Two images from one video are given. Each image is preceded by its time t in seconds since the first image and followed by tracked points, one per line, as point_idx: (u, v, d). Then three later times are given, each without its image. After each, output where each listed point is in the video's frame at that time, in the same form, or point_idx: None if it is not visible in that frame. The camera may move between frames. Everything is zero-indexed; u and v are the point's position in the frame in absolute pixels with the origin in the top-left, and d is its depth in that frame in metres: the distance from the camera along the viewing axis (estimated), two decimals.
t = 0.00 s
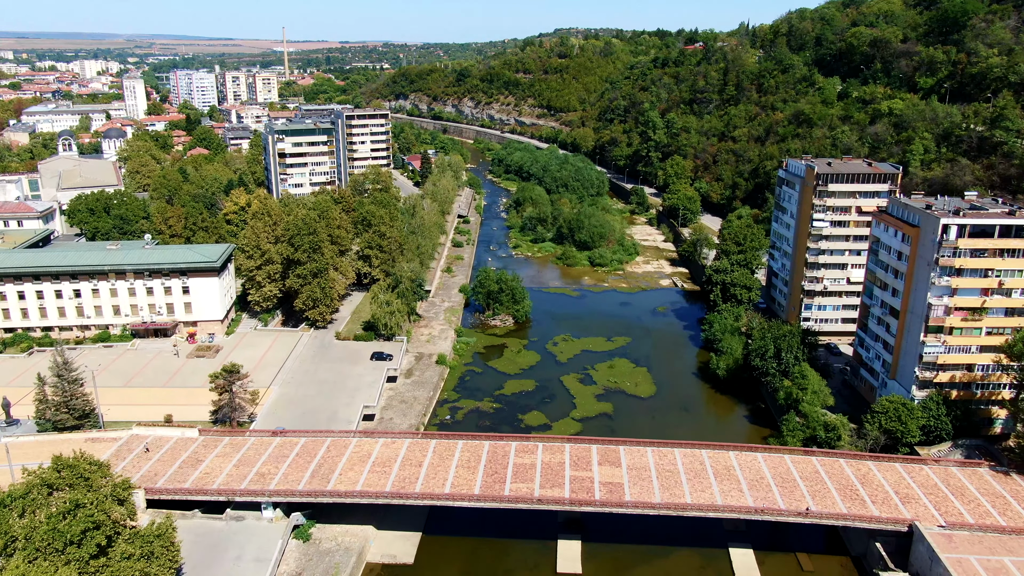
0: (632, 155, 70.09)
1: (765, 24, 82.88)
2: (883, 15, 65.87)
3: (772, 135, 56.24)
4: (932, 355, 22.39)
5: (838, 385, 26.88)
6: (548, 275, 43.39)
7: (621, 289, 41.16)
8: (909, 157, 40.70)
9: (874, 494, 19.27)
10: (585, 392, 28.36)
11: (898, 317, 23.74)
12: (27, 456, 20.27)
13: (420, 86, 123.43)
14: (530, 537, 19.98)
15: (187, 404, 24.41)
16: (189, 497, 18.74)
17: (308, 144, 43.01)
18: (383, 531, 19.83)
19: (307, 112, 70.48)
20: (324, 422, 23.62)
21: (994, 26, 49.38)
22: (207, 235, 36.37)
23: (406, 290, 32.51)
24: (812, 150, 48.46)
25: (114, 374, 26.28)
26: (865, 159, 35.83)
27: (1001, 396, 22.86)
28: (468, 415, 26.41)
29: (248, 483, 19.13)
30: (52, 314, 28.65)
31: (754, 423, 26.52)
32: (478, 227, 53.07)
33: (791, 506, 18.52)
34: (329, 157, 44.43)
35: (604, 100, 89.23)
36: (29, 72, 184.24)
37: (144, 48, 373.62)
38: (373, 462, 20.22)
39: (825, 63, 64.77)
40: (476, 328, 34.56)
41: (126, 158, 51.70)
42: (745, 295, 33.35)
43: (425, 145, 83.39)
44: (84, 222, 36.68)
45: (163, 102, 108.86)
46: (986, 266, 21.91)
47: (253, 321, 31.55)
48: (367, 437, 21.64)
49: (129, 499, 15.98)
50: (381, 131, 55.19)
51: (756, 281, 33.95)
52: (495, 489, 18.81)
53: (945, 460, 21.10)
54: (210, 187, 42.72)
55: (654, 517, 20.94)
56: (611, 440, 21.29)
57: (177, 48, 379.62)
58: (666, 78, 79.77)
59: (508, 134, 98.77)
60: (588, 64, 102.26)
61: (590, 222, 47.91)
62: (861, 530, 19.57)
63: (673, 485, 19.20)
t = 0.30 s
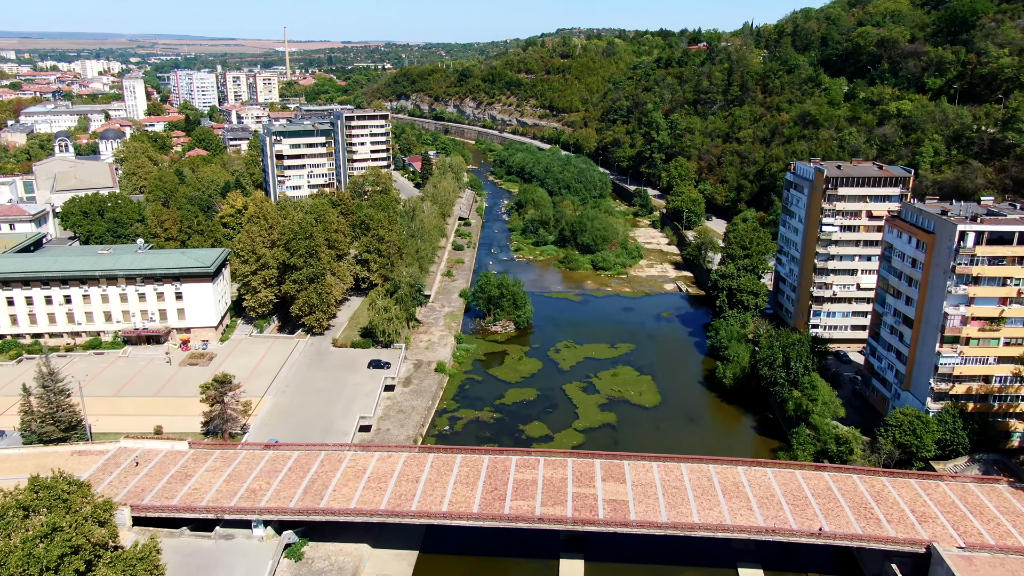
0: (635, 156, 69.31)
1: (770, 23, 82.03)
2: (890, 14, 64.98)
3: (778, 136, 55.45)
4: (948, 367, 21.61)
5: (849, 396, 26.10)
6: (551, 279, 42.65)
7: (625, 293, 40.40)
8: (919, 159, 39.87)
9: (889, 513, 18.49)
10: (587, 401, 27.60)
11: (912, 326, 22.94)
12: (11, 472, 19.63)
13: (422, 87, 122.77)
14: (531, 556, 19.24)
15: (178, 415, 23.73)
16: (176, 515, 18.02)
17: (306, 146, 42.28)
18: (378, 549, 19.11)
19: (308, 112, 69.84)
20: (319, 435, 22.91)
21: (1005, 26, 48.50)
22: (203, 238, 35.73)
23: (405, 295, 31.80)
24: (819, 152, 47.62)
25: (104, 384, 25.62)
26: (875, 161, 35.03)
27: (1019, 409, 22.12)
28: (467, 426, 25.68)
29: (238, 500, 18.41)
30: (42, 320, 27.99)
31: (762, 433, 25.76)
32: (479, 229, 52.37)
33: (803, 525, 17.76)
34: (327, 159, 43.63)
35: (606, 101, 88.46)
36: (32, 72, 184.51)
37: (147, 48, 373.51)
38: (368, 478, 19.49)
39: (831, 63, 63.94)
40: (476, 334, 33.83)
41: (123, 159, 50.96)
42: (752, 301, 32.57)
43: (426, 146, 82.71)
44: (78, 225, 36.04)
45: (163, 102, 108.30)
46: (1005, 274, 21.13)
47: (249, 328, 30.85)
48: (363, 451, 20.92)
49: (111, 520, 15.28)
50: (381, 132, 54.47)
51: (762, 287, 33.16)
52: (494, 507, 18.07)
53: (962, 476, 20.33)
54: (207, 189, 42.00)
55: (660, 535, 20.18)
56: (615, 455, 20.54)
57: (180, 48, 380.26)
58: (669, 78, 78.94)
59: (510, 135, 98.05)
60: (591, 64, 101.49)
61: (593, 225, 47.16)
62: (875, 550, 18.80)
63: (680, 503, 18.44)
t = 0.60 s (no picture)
0: (639, 158, 68.56)
1: (774, 23, 81.20)
2: (897, 14, 64.10)
3: (783, 137, 54.68)
4: (965, 379, 20.82)
5: (860, 406, 25.31)
6: (553, 283, 41.89)
7: (628, 298, 39.65)
8: (929, 161, 39.07)
9: (906, 533, 17.71)
10: (590, 411, 26.83)
11: (927, 336, 22.14)
12: None
13: (423, 87, 122.11)
14: None
15: (168, 426, 23.03)
16: (163, 534, 17.30)
17: (303, 147, 41.49)
18: (373, 569, 18.39)
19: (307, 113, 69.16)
20: (313, 447, 22.17)
21: (1015, 26, 47.67)
22: (198, 242, 35.06)
23: (404, 301, 31.09)
24: (826, 154, 46.81)
25: (94, 393, 24.93)
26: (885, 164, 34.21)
27: None
28: (467, 437, 24.95)
29: (227, 519, 17.68)
30: (31, 327, 27.33)
31: (770, 445, 24.99)
32: (481, 232, 51.65)
33: (817, 547, 16.99)
34: (325, 161, 42.77)
35: (609, 101, 87.67)
36: (34, 71, 184.73)
37: (148, 48, 373.34)
38: (363, 494, 18.76)
39: (837, 63, 63.10)
40: (476, 340, 33.11)
41: (119, 161, 50.22)
42: (759, 308, 31.76)
43: (427, 147, 82.03)
44: (70, 228, 35.36)
45: (163, 102, 107.75)
46: None
47: (244, 334, 30.16)
48: (358, 465, 20.19)
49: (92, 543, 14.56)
50: (381, 133, 53.76)
51: (770, 292, 32.37)
52: (494, 527, 17.34)
53: (980, 493, 19.55)
54: (203, 191, 41.29)
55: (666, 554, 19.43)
56: (619, 470, 19.79)
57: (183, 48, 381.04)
58: (673, 78, 78.14)
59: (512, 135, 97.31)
60: (594, 64, 100.70)
61: (596, 227, 46.40)
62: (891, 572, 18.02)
63: (687, 523, 17.69)
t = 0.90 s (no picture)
0: (642, 159, 67.84)
1: (779, 23, 80.37)
2: (905, 13, 63.23)
3: (789, 138, 53.89)
4: (984, 392, 20.03)
5: (872, 417, 24.51)
6: (555, 287, 41.12)
7: (632, 303, 38.88)
8: (940, 163, 38.25)
9: (925, 555, 16.91)
10: (594, 422, 26.06)
11: (943, 347, 21.36)
12: None
13: (425, 87, 121.43)
14: None
15: (158, 438, 22.33)
16: (148, 555, 16.57)
17: (301, 149, 40.71)
18: None
19: (307, 114, 68.52)
20: (306, 462, 21.42)
21: None
22: (194, 246, 34.33)
23: (402, 307, 30.37)
24: (833, 156, 46.01)
25: (82, 403, 24.21)
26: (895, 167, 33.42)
27: None
28: (466, 448, 24.20)
29: (215, 539, 16.96)
30: (20, 334, 26.66)
31: (779, 458, 24.20)
32: (482, 234, 50.94)
33: (831, 571, 16.20)
34: (324, 162, 41.81)
35: (612, 101, 86.91)
36: (34, 72, 184.36)
37: (151, 48, 373.19)
38: (357, 512, 18.03)
39: (844, 63, 62.25)
40: (477, 346, 32.37)
41: (115, 162, 49.59)
42: (766, 314, 30.91)
43: (428, 147, 81.32)
44: (63, 231, 34.69)
45: (163, 103, 107.18)
46: None
47: (239, 341, 29.46)
48: (353, 481, 19.45)
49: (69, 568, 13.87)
50: (381, 134, 53.03)
51: (778, 299, 31.55)
52: (493, 548, 16.60)
53: (1000, 512, 18.75)
54: (200, 194, 40.62)
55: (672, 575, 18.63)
56: (624, 487, 19.04)
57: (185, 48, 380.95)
58: (677, 79, 77.33)
59: (514, 136, 96.60)
60: (596, 64, 99.95)
61: (599, 230, 45.60)
62: None
63: (695, 544, 16.92)
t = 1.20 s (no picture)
0: (645, 160, 67.09)
1: (784, 23, 79.51)
2: (912, 12, 62.32)
3: (795, 140, 53.09)
4: (1003, 406, 19.24)
5: (885, 430, 23.71)
6: (557, 291, 40.36)
7: (636, 308, 38.11)
8: (950, 166, 37.43)
9: None
10: (597, 433, 25.29)
11: (961, 358, 20.56)
12: None
13: (426, 87, 120.77)
14: None
15: (147, 451, 21.63)
16: None
17: (299, 151, 40.02)
18: None
19: (308, 114, 67.85)
20: (300, 477, 20.68)
21: None
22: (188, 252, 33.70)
23: (401, 314, 29.63)
24: (841, 158, 45.17)
25: (70, 414, 23.51)
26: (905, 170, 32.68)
27: None
28: (466, 461, 23.46)
29: (202, 560, 16.23)
30: (8, 342, 26.02)
31: (789, 471, 23.41)
32: (483, 237, 50.20)
33: None
34: (322, 165, 41.20)
35: (615, 102, 86.12)
36: (35, 72, 184.13)
37: (153, 48, 373.04)
38: (351, 531, 17.29)
39: (850, 63, 61.41)
40: (477, 353, 31.63)
41: (111, 164, 48.96)
42: (774, 321, 30.08)
43: (429, 148, 80.62)
44: (56, 234, 34.02)
45: (163, 103, 106.59)
46: None
47: (233, 348, 28.75)
48: (347, 498, 18.73)
49: None
50: (381, 135, 52.25)
51: (786, 305, 30.75)
52: (492, 571, 15.85)
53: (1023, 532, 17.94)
54: (196, 196, 39.92)
55: None
56: (628, 505, 18.30)
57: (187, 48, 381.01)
58: (681, 79, 76.52)
59: (516, 136, 95.87)
60: (599, 64, 99.14)
61: (602, 233, 44.84)
62: None
63: (703, 567, 16.16)
